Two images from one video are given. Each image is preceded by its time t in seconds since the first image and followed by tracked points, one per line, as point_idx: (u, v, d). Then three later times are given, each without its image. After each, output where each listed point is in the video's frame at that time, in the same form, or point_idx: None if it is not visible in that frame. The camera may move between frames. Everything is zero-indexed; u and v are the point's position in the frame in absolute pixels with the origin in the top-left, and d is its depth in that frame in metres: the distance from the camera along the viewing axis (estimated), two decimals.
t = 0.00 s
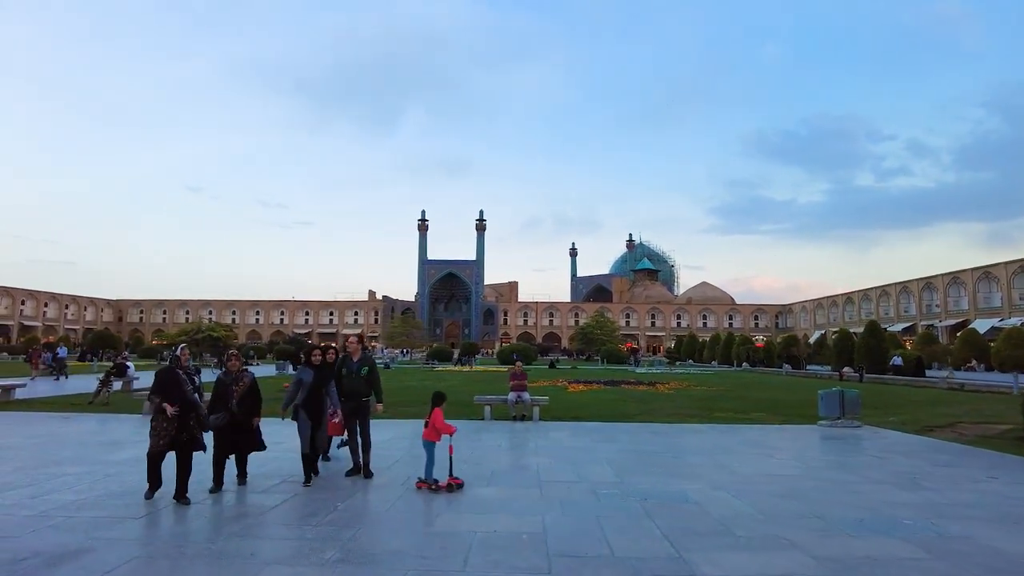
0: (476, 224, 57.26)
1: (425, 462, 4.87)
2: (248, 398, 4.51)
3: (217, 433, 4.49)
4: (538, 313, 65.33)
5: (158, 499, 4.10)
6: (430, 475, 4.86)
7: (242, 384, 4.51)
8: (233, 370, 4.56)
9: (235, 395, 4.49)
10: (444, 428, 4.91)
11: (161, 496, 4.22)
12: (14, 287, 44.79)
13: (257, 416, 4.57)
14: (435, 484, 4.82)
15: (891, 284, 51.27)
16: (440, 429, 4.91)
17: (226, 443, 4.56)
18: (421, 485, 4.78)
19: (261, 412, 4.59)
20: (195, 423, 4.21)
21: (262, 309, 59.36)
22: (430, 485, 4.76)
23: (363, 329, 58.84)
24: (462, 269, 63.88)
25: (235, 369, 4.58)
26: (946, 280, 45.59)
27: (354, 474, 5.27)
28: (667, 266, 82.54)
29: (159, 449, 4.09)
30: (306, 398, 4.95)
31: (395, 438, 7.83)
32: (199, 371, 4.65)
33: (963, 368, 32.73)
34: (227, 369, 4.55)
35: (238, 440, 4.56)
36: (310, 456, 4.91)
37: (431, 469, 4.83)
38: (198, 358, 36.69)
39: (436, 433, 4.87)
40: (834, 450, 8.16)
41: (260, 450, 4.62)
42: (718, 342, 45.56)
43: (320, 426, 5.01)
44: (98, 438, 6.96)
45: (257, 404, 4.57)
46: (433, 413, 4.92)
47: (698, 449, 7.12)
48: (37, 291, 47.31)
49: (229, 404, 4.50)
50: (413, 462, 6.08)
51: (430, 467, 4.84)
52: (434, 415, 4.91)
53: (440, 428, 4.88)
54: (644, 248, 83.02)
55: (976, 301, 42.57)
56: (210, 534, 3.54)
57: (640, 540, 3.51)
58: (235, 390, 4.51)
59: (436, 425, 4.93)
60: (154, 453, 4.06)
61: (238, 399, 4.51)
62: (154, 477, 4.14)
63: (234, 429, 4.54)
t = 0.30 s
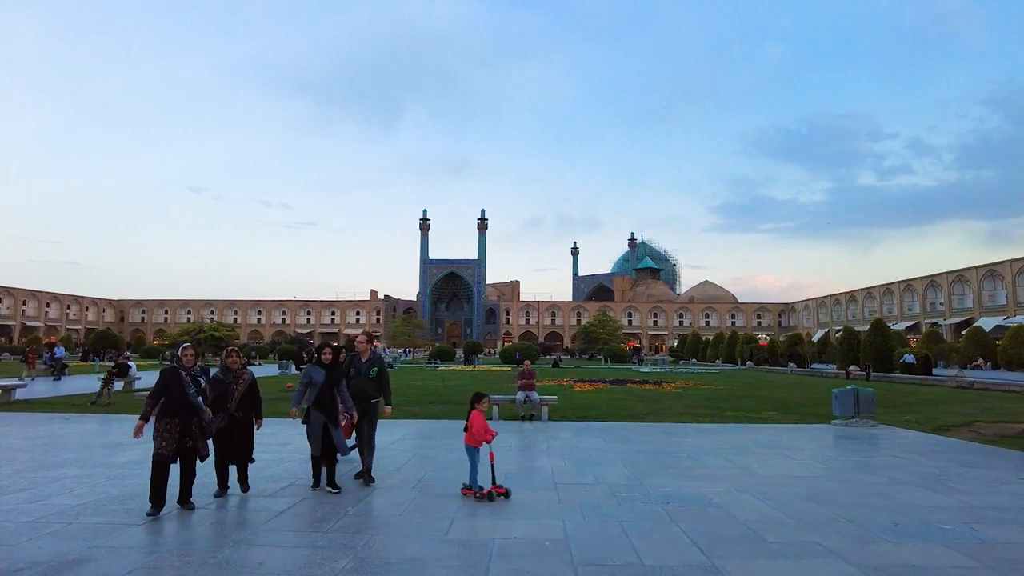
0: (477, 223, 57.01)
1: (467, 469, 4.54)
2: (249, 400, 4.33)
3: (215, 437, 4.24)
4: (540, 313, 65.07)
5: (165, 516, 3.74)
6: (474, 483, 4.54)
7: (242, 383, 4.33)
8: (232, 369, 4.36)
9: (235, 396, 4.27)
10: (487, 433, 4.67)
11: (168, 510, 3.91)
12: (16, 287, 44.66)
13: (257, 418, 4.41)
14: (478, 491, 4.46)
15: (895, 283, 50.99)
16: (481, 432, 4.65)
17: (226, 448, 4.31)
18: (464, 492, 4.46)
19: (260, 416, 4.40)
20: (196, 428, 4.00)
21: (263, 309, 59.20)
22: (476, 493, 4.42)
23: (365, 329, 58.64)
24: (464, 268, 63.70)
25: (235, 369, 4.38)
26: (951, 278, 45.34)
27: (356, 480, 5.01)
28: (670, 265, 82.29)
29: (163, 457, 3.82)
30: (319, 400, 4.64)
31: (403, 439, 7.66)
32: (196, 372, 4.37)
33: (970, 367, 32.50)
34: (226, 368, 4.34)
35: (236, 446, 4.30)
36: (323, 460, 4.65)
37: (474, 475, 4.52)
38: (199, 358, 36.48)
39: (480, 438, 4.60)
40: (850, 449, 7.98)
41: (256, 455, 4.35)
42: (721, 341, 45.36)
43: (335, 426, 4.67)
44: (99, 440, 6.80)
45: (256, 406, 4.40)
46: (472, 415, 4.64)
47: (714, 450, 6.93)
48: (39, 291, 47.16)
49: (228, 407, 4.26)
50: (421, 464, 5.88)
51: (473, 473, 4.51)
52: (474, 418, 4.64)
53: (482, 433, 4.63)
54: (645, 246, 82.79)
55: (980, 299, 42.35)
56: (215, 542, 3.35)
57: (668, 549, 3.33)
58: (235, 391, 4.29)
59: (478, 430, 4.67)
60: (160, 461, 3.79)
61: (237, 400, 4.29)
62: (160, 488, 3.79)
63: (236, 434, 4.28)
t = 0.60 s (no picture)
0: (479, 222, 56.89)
1: (512, 479, 4.04)
2: (265, 406, 4.06)
3: (225, 445, 4.01)
4: (542, 312, 64.91)
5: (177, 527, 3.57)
6: (523, 494, 4.05)
7: (256, 389, 4.07)
8: (245, 372, 4.11)
9: (248, 402, 4.02)
10: (532, 436, 4.04)
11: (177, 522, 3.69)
12: (18, 287, 44.63)
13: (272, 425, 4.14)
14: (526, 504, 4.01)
15: (899, 281, 50.74)
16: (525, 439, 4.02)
17: (238, 457, 4.07)
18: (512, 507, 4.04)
19: (275, 424, 4.14)
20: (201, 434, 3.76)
21: (266, 309, 59.12)
22: (521, 508, 3.98)
23: (367, 328, 58.51)
24: (466, 268, 63.52)
25: (248, 372, 4.13)
26: (956, 276, 45.08)
27: (369, 487, 4.80)
28: (672, 264, 82.05)
29: (169, 468, 3.57)
30: (341, 404, 4.26)
31: (413, 442, 7.48)
32: (204, 373, 4.09)
33: (976, 366, 32.29)
34: (239, 371, 4.10)
35: (249, 454, 4.06)
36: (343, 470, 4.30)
37: (519, 487, 4.03)
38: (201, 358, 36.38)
39: (523, 444, 3.96)
40: (869, 451, 7.80)
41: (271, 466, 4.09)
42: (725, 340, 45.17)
43: (354, 436, 4.26)
44: (101, 442, 6.64)
45: (271, 411, 4.14)
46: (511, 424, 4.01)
47: (733, 453, 6.75)
48: (41, 291, 47.09)
49: (240, 414, 4.01)
50: (433, 468, 5.72)
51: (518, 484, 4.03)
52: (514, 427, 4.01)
53: (526, 437, 4.01)
54: (648, 245, 82.59)
55: (985, 298, 42.09)
56: (225, 553, 3.19)
57: (701, 560, 3.18)
58: (248, 397, 4.03)
59: (522, 434, 4.06)
60: (164, 473, 3.54)
61: (250, 407, 4.04)
62: (166, 501, 3.55)
63: (248, 443, 4.05)
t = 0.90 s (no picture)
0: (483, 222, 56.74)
1: (558, 491, 3.70)
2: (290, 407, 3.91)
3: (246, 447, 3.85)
4: (545, 313, 64.77)
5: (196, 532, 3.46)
6: (568, 508, 3.69)
7: (281, 389, 3.92)
8: (268, 373, 3.97)
9: (272, 403, 3.88)
10: (576, 444, 3.60)
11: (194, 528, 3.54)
12: (21, 287, 44.58)
13: (298, 429, 3.98)
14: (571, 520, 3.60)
15: (904, 282, 50.52)
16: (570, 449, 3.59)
17: (260, 460, 3.92)
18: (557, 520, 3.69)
19: (299, 426, 4.00)
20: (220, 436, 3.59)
21: (269, 309, 59.06)
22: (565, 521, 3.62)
23: (370, 329, 58.35)
24: (469, 268, 63.38)
25: (271, 373, 3.97)
26: (961, 278, 44.85)
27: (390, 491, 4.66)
28: (675, 266, 81.88)
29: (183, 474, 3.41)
30: (367, 407, 4.04)
31: (426, 444, 7.36)
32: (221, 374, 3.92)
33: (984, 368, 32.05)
34: (264, 370, 3.96)
35: (271, 458, 3.91)
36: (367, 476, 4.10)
37: (565, 499, 3.66)
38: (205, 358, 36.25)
39: (561, 455, 3.55)
40: (891, 453, 7.64)
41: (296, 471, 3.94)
42: (730, 342, 44.96)
43: (380, 440, 4.05)
44: (110, 443, 6.53)
45: (297, 412, 4.00)
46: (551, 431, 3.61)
47: (755, 455, 6.60)
48: (44, 291, 47.03)
49: (265, 415, 3.87)
50: (451, 471, 5.58)
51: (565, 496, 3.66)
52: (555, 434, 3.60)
53: (568, 446, 3.58)
54: (651, 246, 82.42)
55: (992, 299, 41.84)
56: (246, 561, 3.05)
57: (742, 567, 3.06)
58: (273, 396, 3.89)
59: (567, 441, 3.64)
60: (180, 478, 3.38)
61: (276, 407, 3.90)
62: (184, 506, 3.41)
63: (269, 446, 3.90)
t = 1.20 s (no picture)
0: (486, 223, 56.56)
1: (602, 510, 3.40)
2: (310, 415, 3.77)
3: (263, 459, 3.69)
4: (549, 314, 64.60)
5: (210, 546, 3.33)
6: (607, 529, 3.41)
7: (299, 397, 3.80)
8: (285, 380, 3.81)
9: (290, 412, 3.74)
10: (626, 461, 3.35)
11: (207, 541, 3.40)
12: (25, 287, 44.57)
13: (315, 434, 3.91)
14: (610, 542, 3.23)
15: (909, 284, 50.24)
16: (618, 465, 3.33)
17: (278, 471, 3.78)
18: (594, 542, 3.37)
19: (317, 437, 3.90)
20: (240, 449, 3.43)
21: (272, 309, 59.03)
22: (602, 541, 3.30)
23: (373, 329, 58.20)
24: (472, 269, 63.24)
25: (287, 381, 3.81)
26: (967, 279, 44.55)
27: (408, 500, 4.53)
28: (679, 267, 81.63)
29: (201, 488, 3.25)
30: (390, 417, 3.90)
31: (439, 448, 7.20)
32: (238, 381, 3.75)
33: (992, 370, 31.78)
34: (280, 378, 3.80)
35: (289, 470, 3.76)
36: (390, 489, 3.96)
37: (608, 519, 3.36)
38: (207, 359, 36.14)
39: (610, 468, 3.30)
40: (913, 459, 7.47)
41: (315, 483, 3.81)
42: (734, 343, 44.72)
43: (403, 453, 3.91)
44: (118, 447, 6.40)
45: (314, 420, 3.92)
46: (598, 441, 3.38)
47: (777, 461, 6.42)
48: (48, 292, 46.99)
49: (284, 425, 3.72)
50: (469, 477, 5.44)
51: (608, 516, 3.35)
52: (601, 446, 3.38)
53: (617, 461, 3.33)
54: (654, 247, 82.18)
55: (998, 301, 41.51)
56: None
57: None
58: (292, 405, 3.76)
59: (617, 455, 3.39)
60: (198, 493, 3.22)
61: (294, 417, 3.77)
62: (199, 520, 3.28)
63: (288, 457, 3.75)
